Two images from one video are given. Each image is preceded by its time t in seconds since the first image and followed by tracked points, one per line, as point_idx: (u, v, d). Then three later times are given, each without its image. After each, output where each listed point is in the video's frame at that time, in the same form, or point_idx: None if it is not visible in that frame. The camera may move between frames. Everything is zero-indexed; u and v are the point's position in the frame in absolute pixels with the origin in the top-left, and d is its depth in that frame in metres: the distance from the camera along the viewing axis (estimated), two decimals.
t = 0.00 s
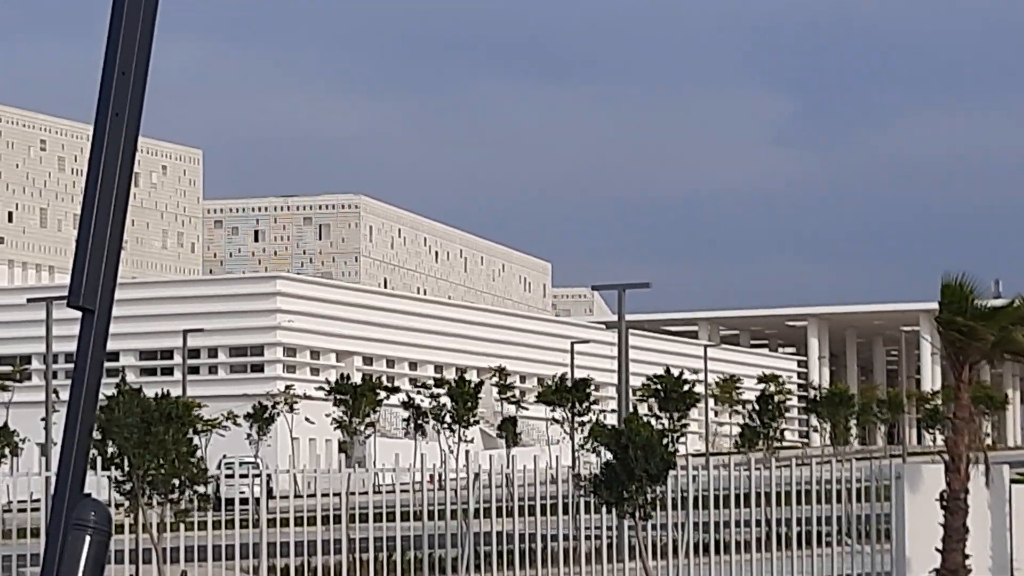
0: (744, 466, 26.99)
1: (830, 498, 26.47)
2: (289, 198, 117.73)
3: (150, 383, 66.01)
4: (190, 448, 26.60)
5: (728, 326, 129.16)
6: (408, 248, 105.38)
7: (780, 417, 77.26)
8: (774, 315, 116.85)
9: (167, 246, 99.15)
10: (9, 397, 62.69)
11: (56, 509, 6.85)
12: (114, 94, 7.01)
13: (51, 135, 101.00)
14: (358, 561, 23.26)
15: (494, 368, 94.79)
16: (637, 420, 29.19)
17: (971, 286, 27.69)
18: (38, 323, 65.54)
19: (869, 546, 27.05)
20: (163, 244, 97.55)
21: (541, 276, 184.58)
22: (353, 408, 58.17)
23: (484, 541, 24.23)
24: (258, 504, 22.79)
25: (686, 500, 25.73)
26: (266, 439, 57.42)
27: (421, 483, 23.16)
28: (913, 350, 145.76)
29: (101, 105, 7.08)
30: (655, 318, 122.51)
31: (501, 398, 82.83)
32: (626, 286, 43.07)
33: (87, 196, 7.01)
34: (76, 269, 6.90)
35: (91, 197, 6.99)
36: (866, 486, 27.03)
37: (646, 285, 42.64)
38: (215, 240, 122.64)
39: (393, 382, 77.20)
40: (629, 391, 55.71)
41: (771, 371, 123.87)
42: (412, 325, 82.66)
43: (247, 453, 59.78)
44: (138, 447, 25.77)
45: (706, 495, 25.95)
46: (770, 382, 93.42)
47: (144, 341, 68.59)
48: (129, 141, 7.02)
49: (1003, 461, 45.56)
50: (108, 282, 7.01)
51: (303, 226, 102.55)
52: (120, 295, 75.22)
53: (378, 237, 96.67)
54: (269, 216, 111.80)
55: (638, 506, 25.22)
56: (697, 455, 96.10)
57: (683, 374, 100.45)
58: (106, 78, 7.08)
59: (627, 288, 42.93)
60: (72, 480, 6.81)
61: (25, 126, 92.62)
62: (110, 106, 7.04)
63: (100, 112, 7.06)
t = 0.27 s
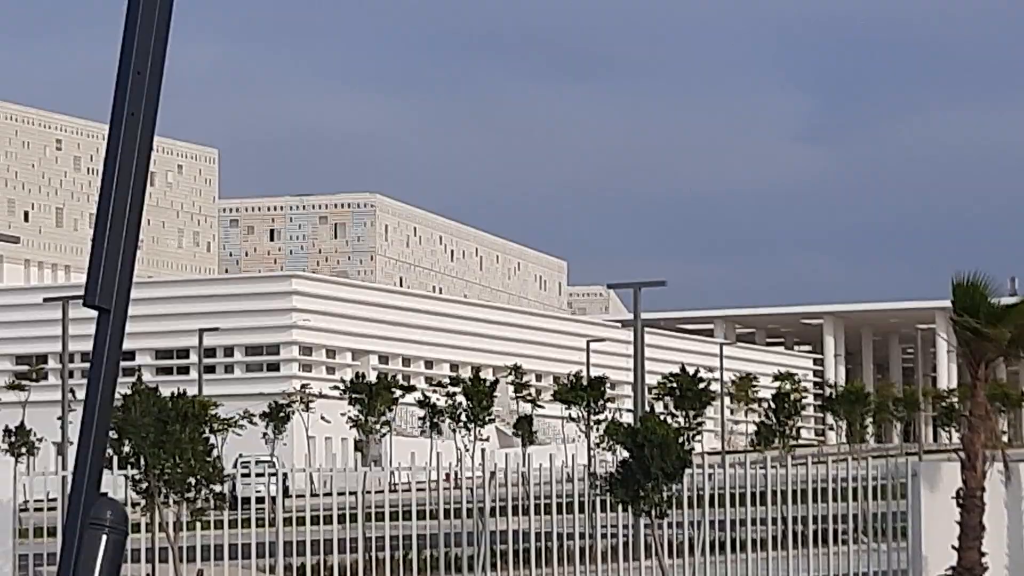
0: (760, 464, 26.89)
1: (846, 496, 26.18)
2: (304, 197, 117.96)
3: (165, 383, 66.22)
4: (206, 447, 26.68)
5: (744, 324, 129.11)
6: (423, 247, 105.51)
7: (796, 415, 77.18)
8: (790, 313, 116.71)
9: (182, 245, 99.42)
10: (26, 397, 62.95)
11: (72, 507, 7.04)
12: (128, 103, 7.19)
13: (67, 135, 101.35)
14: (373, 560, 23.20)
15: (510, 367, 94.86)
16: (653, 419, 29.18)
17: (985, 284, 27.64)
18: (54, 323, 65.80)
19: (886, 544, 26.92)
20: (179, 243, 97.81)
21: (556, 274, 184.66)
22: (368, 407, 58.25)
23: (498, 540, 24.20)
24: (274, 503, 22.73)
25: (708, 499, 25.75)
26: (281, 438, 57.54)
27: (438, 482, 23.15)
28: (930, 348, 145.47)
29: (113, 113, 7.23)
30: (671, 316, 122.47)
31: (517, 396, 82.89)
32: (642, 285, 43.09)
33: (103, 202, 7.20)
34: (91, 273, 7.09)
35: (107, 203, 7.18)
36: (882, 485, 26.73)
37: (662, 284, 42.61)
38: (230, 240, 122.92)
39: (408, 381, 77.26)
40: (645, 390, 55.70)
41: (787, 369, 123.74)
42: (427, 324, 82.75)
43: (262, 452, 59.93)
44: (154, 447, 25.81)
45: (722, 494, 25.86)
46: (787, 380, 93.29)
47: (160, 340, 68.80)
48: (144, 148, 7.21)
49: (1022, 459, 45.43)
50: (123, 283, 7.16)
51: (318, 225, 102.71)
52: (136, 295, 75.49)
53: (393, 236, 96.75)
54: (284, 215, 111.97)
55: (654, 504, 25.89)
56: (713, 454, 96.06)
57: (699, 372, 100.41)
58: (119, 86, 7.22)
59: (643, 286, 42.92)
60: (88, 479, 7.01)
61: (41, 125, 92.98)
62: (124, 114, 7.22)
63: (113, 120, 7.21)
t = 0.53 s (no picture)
0: (802, 462, 26.59)
1: (890, 495, 25.98)
2: (344, 196, 118.19)
3: (207, 382, 66.44)
4: (247, 446, 26.68)
5: (786, 322, 128.39)
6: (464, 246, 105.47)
7: (839, 413, 76.68)
8: (831, 311, 115.99)
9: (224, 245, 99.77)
10: (69, 396, 63.29)
11: (115, 508, 6.95)
12: (169, 102, 7.09)
13: (109, 135, 101.91)
14: (414, 559, 23.13)
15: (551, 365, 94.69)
16: (695, 416, 28.97)
17: None
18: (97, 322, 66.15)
19: (930, 543, 26.56)
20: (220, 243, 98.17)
21: (597, 273, 184.32)
22: (409, 405, 58.23)
23: (541, 538, 24.04)
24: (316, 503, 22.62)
25: (755, 498, 25.44)
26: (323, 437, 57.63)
27: (480, 481, 22.95)
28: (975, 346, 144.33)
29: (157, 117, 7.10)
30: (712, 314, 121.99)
31: (558, 395, 82.73)
32: (684, 282, 42.82)
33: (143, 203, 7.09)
34: (133, 273, 6.99)
35: (148, 204, 7.08)
36: (924, 483, 26.54)
37: (704, 281, 42.32)
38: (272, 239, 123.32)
39: (449, 380, 77.26)
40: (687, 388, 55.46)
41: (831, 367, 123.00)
42: (468, 323, 82.69)
43: (304, 450, 60.03)
44: (196, 445, 25.79)
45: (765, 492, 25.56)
46: (830, 378, 92.77)
47: (202, 340, 69.02)
48: (186, 149, 7.12)
49: None
50: (166, 283, 7.03)
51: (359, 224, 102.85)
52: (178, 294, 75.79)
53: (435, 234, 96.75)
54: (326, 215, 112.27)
55: (697, 503, 25.54)
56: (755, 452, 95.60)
57: (741, 371, 99.94)
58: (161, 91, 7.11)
59: (684, 284, 42.65)
60: (130, 477, 6.92)
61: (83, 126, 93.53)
62: (165, 113, 7.12)
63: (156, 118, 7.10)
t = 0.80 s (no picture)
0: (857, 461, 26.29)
1: (943, 494, 25.51)
2: (396, 196, 118.30)
3: (260, 382, 66.60)
4: (299, 445, 26.78)
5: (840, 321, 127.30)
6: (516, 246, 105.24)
7: (893, 413, 75.93)
8: (885, 310, 114.87)
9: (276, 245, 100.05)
10: (122, 396, 63.64)
11: (169, 511, 5.99)
12: (229, 62, 6.19)
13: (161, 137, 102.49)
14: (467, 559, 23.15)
15: (603, 365, 94.32)
16: (747, 415, 28.76)
17: None
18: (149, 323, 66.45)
19: (984, 542, 25.97)
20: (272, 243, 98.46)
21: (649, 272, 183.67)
22: (461, 405, 58.14)
23: (594, 539, 23.94)
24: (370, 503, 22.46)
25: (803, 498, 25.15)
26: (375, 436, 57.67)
27: (533, 480, 22.62)
28: None
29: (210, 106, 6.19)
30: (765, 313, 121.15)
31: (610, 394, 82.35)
32: (736, 280, 42.49)
33: (200, 179, 6.18)
34: (187, 257, 6.05)
35: (205, 178, 6.17)
36: (979, 482, 25.94)
37: (756, 279, 42.05)
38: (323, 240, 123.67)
39: (501, 379, 77.08)
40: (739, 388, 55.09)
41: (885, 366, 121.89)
42: (520, 323, 82.42)
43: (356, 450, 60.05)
44: (248, 445, 25.81)
45: (817, 492, 25.29)
46: (883, 377, 91.95)
47: (254, 340, 69.14)
48: (246, 118, 6.18)
49: None
50: (221, 275, 6.09)
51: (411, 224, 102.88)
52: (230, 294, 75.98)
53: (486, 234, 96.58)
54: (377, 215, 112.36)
55: (748, 503, 25.51)
56: (809, 452, 94.83)
57: (794, 370, 99.14)
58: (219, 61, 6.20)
59: (737, 282, 42.37)
60: (182, 480, 6.01)
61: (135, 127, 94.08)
62: (226, 75, 6.23)
63: (212, 90, 6.19)
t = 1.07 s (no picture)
0: (889, 461, 26.19)
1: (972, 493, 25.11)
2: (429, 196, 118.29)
3: (294, 382, 66.57)
4: (333, 446, 26.91)
5: (876, 321, 126.44)
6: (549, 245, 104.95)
7: (929, 413, 75.46)
8: (921, 310, 113.99)
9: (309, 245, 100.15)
10: (157, 397, 63.81)
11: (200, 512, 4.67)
12: None
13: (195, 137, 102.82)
14: (503, 558, 22.91)
15: (637, 365, 93.99)
16: (780, 417, 28.73)
17: None
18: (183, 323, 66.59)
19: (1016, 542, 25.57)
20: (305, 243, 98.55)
21: (683, 272, 183.17)
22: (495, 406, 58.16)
23: (629, 538, 23.92)
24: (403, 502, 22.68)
25: (836, 496, 25.08)
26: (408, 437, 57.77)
27: (565, 480, 22.71)
28: None
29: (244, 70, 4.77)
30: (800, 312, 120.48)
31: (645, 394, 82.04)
32: (769, 281, 42.48)
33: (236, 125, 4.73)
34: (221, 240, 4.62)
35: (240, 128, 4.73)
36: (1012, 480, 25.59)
37: (788, 281, 42.16)
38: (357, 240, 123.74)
39: (535, 380, 76.84)
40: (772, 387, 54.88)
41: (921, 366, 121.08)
42: (554, 324, 82.14)
43: (390, 451, 60.10)
44: (282, 445, 26.01)
45: (851, 491, 25.22)
46: (919, 377, 91.28)
47: (288, 341, 69.11)
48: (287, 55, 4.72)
49: None
50: (257, 258, 4.70)
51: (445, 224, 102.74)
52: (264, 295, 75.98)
53: (520, 234, 96.35)
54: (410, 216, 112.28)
55: (782, 503, 25.57)
56: (844, 452, 94.28)
57: (830, 370, 98.52)
58: None
59: (769, 284, 42.46)
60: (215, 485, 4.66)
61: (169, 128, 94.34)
62: None
63: (254, 24, 4.71)
